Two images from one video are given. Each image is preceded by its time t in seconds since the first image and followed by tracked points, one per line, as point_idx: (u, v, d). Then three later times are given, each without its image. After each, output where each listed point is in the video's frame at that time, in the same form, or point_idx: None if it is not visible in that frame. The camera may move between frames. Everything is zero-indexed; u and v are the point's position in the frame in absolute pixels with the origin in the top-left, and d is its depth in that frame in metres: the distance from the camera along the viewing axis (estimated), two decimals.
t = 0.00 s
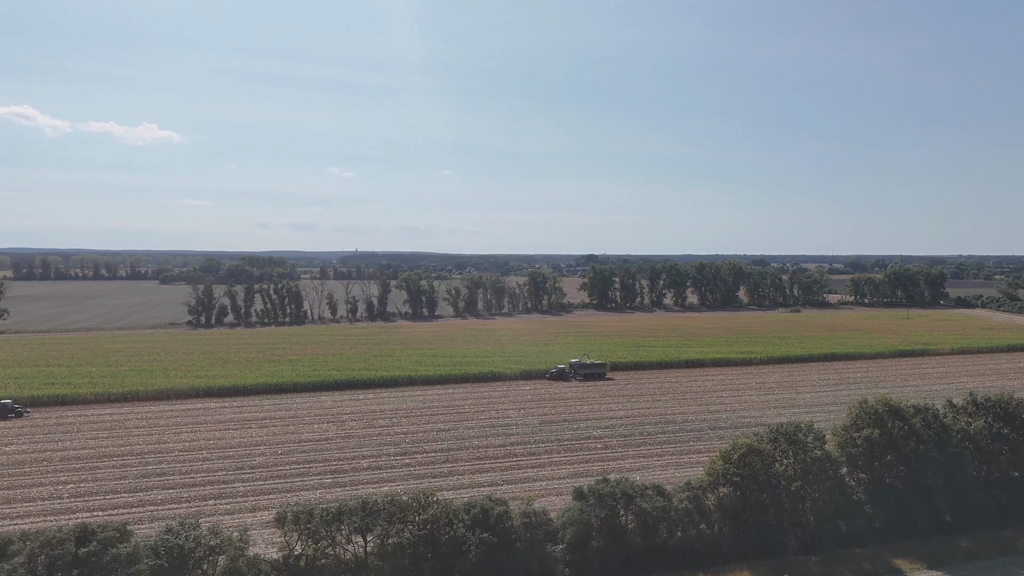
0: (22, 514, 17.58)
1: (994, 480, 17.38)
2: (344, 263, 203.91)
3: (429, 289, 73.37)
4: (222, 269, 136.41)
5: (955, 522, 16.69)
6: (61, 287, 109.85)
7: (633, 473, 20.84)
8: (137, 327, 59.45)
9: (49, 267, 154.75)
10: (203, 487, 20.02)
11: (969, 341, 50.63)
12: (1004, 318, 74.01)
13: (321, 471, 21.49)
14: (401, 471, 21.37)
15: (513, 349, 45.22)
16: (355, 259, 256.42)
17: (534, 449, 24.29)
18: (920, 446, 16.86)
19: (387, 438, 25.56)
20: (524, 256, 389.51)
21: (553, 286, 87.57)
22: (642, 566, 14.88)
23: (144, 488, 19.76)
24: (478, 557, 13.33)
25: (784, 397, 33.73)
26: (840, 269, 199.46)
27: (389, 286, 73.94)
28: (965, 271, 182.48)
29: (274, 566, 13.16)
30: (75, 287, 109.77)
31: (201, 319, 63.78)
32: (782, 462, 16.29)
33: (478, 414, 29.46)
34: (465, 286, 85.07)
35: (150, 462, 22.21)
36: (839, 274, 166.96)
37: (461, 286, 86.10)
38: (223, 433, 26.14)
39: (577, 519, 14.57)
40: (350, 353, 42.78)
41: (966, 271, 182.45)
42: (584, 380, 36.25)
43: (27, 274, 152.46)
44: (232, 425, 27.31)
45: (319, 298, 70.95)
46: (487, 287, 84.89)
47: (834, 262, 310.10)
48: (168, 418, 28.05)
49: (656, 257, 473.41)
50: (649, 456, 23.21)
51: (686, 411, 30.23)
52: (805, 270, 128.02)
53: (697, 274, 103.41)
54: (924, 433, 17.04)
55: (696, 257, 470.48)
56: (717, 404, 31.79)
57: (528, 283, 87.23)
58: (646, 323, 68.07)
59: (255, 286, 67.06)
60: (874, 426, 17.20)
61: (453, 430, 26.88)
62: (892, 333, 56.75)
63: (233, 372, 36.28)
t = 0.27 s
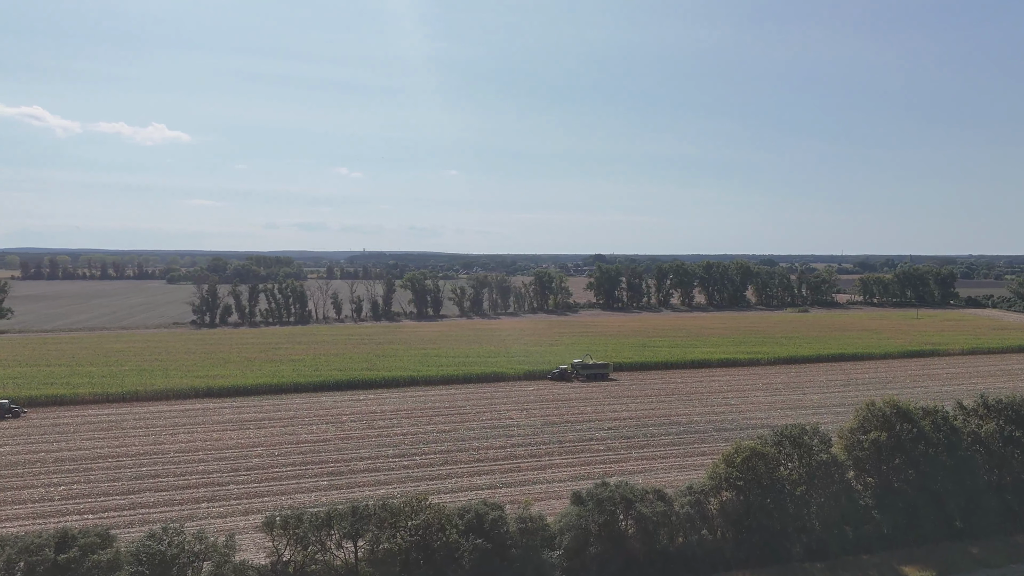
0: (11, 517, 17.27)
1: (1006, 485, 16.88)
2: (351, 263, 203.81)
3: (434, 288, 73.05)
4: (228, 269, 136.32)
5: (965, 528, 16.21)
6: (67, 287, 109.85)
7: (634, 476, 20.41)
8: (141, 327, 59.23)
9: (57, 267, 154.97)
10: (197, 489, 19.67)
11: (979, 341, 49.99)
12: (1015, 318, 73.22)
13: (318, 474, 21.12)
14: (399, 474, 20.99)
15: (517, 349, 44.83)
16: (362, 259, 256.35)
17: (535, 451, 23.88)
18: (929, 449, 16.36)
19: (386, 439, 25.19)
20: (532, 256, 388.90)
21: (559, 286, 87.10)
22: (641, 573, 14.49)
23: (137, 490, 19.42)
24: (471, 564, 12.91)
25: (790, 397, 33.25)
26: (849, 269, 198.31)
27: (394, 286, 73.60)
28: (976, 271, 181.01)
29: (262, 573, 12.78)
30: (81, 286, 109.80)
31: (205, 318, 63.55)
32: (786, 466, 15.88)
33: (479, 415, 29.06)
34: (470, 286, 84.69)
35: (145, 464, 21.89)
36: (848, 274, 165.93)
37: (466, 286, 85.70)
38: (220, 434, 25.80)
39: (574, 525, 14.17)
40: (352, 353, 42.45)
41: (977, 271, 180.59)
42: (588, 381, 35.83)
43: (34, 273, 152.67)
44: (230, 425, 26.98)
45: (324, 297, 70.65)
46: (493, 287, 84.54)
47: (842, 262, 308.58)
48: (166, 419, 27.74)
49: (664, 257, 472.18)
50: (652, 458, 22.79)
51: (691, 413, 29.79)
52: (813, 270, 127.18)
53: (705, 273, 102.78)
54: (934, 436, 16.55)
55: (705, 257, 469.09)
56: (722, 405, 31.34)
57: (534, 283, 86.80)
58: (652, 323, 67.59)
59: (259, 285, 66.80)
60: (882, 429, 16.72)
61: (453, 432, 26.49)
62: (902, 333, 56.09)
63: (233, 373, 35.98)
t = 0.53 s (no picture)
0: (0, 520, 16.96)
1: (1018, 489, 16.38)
2: (358, 263, 203.70)
3: (439, 288, 72.73)
4: (234, 269, 136.31)
5: (977, 534, 15.69)
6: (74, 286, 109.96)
7: (636, 480, 20.00)
8: (144, 326, 59.06)
9: (64, 267, 155.25)
10: (190, 491, 19.30)
11: (990, 342, 49.36)
12: None
13: (314, 475, 20.73)
14: (396, 476, 20.61)
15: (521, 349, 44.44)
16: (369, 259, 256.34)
17: (536, 453, 23.47)
18: (938, 453, 15.90)
19: (385, 441, 24.80)
20: (539, 256, 388.30)
21: (565, 285, 86.65)
22: None
23: (129, 493, 19.07)
24: (464, 571, 12.50)
25: (797, 398, 32.77)
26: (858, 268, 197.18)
27: (399, 286, 73.30)
28: (986, 271, 179.63)
29: None
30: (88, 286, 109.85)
31: (209, 318, 63.34)
32: (791, 470, 15.43)
33: (481, 416, 28.64)
34: (475, 286, 84.34)
35: (140, 465, 21.55)
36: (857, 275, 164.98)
37: (472, 286, 85.36)
38: (218, 435, 25.44)
39: (571, 530, 13.77)
40: (355, 353, 42.14)
41: (987, 271, 179.34)
42: (592, 381, 35.43)
43: (41, 273, 152.95)
44: (228, 426, 26.62)
45: (329, 297, 70.41)
46: (498, 287, 84.23)
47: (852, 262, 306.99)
48: (163, 419, 27.40)
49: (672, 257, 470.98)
50: (655, 460, 22.37)
51: (696, 414, 29.34)
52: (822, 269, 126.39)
53: (712, 273, 102.19)
54: (944, 440, 16.09)
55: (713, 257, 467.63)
56: (728, 406, 30.88)
57: (540, 283, 86.38)
58: (658, 323, 67.12)
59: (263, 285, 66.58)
60: (890, 432, 16.27)
61: (454, 433, 26.10)
62: (911, 333, 55.48)
63: (234, 373, 35.69)
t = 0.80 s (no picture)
0: None
1: None
2: (365, 262, 203.65)
3: (443, 288, 72.45)
4: (240, 269, 136.27)
5: (989, 540, 15.17)
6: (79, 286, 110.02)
7: (638, 484, 19.57)
8: (147, 326, 58.87)
9: (71, 266, 155.52)
10: (182, 494, 18.95)
11: (999, 342, 48.75)
12: None
13: (310, 478, 20.36)
14: (393, 479, 20.22)
15: (524, 349, 44.08)
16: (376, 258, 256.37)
17: (537, 455, 23.06)
18: (948, 456, 15.45)
19: (384, 442, 24.40)
20: (546, 256, 387.69)
21: (570, 285, 86.22)
22: None
23: (120, 496, 18.72)
24: None
25: (804, 400, 32.28)
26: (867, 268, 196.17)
27: (403, 285, 72.99)
28: (995, 270, 178.38)
29: None
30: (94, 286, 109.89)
31: (213, 318, 63.14)
32: (796, 475, 15.02)
33: (482, 417, 28.22)
34: (480, 286, 84.00)
35: (134, 467, 21.23)
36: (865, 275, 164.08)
37: (477, 285, 85.00)
38: (214, 436, 25.09)
39: (569, 537, 13.37)
40: (356, 353, 41.81)
41: (996, 271, 178.14)
42: (596, 382, 35.01)
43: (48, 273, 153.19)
44: (225, 428, 26.26)
45: (333, 297, 70.15)
46: (503, 287, 84.04)
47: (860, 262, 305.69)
48: (159, 420, 27.06)
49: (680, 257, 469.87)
50: (658, 463, 21.94)
51: (700, 415, 28.88)
52: (830, 269, 125.64)
53: (719, 273, 101.64)
54: (953, 443, 15.64)
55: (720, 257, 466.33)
56: (733, 407, 30.41)
57: (545, 283, 85.99)
58: (664, 323, 66.66)
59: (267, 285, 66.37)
60: (898, 436, 15.80)
61: (454, 434, 25.69)
62: (919, 334, 54.89)
63: (234, 373, 35.39)
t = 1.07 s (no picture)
0: None
1: None
2: (371, 263, 203.62)
3: (447, 288, 72.11)
4: (246, 269, 136.19)
5: (1002, 547, 14.57)
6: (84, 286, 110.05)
7: (639, 488, 19.12)
8: (149, 326, 58.66)
9: (77, 266, 155.78)
10: (174, 497, 18.57)
11: (1009, 343, 48.14)
12: None
13: (305, 481, 19.97)
14: (389, 482, 19.82)
15: (526, 349, 43.67)
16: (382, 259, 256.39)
17: (537, 457, 22.61)
18: (957, 460, 14.99)
19: (381, 444, 23.98)
20: (553, 256, 387.17)
21: (575, 285, 85.77)
22: None
23: (110, 498, 18.34)
24: None
25: (810, 401, 31.77)
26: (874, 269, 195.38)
27: (407, 285, 72.65)
28: (1005, 271, 177.05)
29: None
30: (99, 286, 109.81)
31: (216, 318, 62.89)
32: (800, 479, 14.57)
33: (482, 419, 27.78)
34: (485, 286, 83.63)
35: (126, 469, 20.87)
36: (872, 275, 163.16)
37: (481, 285, 84.64)
38: (210, 437, 24.71)
39: (565, 543, 12.92)
40: (358, 353, 41.45)
41: (1005, 271, 176.91)
42: (599, 383, 34.57)
43: (54, 272, 153.41)
44: (221, 429, 25.88)
45: (336, 296, 69.86)
46: (507, 287, 83.63)
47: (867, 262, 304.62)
48: (155, 421, 26.69)
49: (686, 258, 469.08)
50: (660, 466, 21.50)
51: (704, 417, 28.40)
52: (837, 269, 124.87)
53: (725, 272, 101.05)
54: (962, 447, 15.18)
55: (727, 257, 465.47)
56: (738, 408, 29.92)
57: (550, 282, 85.58)
58: (670, 323, 66.18)
59: (270, 284, 66.11)
60: (906, 439, 15.35)
61: (453, 436, 25.28)
62: (928, 334, 54.25)
63: (233, 373, 35.05)
